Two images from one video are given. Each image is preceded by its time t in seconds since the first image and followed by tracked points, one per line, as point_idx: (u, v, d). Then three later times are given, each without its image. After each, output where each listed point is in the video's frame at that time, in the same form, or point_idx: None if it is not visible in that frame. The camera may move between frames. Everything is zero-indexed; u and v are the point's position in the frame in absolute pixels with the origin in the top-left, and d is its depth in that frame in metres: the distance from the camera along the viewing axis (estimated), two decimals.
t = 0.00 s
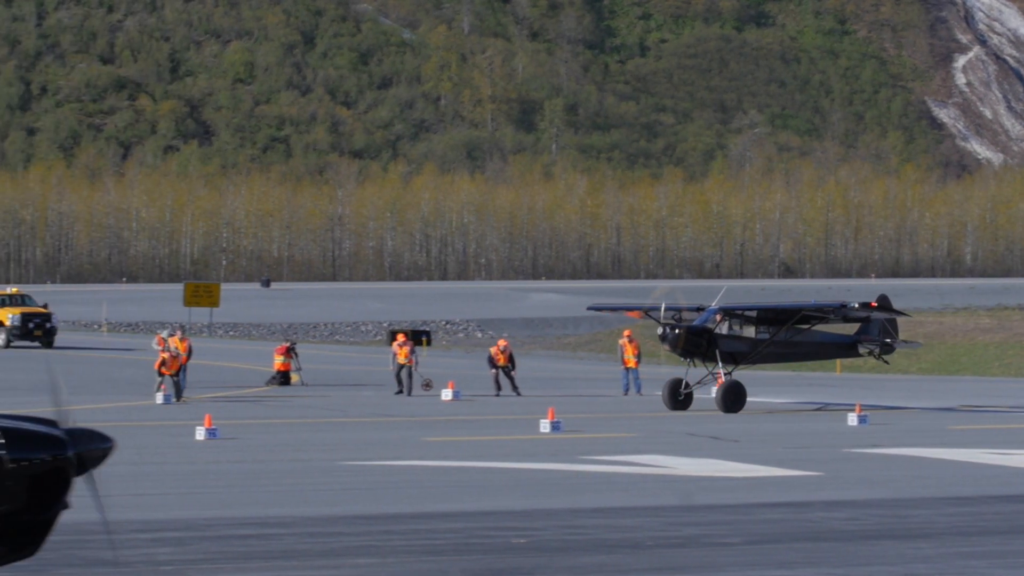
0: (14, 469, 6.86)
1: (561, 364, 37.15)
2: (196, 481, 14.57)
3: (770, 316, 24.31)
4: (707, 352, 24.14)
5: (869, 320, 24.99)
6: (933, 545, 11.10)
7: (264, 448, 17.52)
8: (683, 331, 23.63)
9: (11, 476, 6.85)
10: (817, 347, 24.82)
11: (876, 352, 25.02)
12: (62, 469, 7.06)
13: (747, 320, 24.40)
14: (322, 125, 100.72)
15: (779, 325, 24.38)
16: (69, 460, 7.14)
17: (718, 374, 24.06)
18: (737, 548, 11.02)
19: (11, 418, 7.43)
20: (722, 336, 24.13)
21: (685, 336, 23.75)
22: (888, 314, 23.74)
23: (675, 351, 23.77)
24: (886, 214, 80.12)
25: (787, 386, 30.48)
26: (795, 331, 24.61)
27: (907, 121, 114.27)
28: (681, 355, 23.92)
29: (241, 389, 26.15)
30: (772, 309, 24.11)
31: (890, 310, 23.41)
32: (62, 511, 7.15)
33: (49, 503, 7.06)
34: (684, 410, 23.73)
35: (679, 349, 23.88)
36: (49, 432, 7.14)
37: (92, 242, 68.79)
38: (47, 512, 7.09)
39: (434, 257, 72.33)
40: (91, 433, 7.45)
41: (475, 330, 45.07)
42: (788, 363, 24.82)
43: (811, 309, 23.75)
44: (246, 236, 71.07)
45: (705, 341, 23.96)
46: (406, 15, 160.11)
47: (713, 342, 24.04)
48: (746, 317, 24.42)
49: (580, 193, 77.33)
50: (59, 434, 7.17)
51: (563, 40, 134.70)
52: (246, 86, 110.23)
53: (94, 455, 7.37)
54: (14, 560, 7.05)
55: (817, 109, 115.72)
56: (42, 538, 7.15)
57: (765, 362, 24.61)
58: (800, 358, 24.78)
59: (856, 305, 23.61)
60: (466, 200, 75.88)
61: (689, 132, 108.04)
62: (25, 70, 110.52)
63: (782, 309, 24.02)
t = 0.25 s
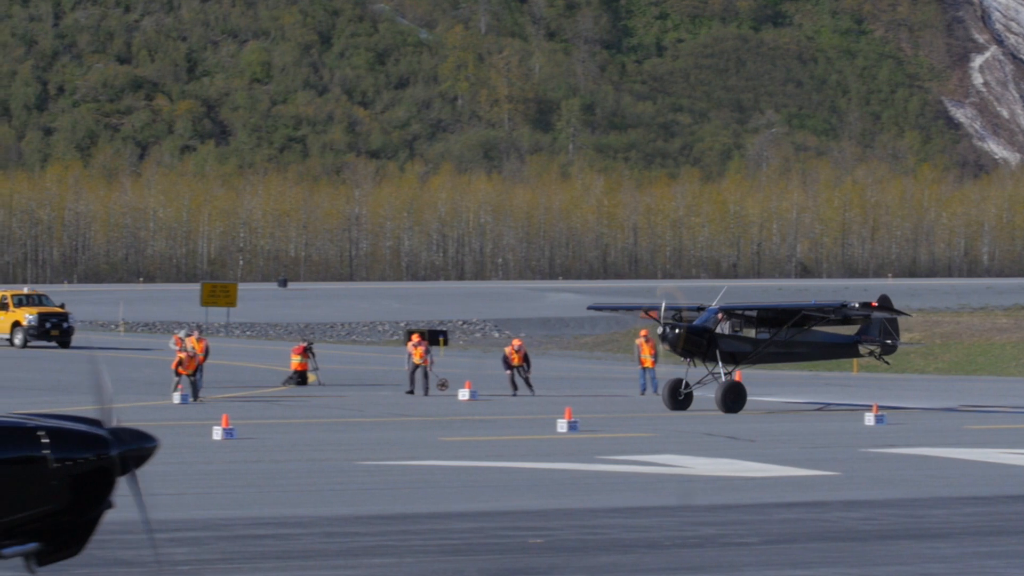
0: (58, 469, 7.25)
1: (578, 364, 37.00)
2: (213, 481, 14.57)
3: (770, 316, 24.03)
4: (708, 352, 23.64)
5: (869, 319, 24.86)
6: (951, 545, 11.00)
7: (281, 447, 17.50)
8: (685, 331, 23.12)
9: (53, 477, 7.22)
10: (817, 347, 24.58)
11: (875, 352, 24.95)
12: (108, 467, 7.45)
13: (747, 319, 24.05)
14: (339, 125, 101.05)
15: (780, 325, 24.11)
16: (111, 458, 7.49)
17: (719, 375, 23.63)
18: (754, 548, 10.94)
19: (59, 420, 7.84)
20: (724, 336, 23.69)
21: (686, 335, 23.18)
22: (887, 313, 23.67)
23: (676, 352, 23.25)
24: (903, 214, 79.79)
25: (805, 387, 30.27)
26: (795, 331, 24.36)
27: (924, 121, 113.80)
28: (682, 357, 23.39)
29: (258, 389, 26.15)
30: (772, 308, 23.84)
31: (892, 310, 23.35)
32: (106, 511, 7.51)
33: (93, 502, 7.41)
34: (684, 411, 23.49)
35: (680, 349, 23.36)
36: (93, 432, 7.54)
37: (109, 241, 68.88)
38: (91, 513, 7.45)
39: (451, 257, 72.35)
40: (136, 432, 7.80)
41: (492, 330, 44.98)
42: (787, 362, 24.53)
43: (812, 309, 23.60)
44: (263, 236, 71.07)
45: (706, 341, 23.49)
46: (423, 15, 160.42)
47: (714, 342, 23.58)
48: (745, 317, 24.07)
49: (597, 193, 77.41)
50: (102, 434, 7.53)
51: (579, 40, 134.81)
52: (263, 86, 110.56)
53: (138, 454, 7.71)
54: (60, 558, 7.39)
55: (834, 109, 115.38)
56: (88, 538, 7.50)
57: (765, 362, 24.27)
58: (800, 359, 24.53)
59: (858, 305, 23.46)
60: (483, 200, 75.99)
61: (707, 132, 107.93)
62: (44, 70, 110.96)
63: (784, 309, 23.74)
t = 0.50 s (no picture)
0: (105, 470, 6.76)
1: (596, 363, 36.90)
2: (232, 481, 14.58)
3: (771, 316, 23.87)
4: (708, 352, 23.44)
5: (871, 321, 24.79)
6: (970, 545, 10.89)
7: (297, 447, 17.50)
8: (684, 331, 22.94)
9: (99, 479, 6.74)
10: (819, 350, 24.39)
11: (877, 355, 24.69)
12: (152, 467, 6.94)
13: (747, 319, 23.87)
14: (356, 125, 101.37)
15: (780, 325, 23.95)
16: (156, 459, 6.99)
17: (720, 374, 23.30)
18: (772, 548, 10.84)
19: (102, 418, 7.35)
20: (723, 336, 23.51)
21: (686, 335, 22.98)
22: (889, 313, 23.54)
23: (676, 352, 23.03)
24: (921, 214, 79.42)
25: (824, 387, 30.06)
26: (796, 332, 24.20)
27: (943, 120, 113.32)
28: (681, 356, 23.16)
29: (275, 389, 26.18)
30: (772, 308, 23.69)
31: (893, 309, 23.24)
32: (152, 513, 7.02)
33: (138, 503, 6.93)
34: (683, 411, 23.25)
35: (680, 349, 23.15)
36: (138, 430, 7.02)
37: (127, 241, 69.04)
38: (135, 514, 6.96)
39: (469, 257, 72.30)
40: (181, 433, 7.28)
41: (510, 330, 44.93)
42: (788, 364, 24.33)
43: (813, 309, 23.47)
44: (281, 236, 71.06)
45: (706, 341, 23.29)
46: (441, 16, 160.73)
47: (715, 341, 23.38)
48: (745, 317, 23.89)
49: (614, 193, 77.38)
50: (147, 435, 7.04)
51: (597, 40, 134.93)
52: (281, 86, 111.00)
53: (184, 453, 7.18)
54: (104, 561, 6.90)
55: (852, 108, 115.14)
56: (132, 539, 7.01)
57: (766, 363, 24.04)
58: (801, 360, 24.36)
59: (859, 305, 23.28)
60: (501, 200, 76.11)
61: (725, 132, 107.89)
62: (63, 70, 111.53)
63: (784, 308, 23.59)
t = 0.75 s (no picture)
0: (149, 470, 6.74)
1: (612, 363, 36.79)
2: (250, 481, 14.57)
3: (771, 316, 23.79)
4: (707, 352, 23.38)
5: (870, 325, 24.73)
6: (988, 545, 10.79)
7: (313, 448, 17.49)
8: (683, 329, 22.89)
9: (143, 479, 6.71)
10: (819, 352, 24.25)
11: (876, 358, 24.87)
12: (196, 468, 6.90)
13: (748, 319, 23.79)
14: (374, 125, 101.77)
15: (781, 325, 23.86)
16: (201, 459, 6.95)
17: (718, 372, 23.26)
18: (790, 548, 10.75)
19: (150, 419, 7.35)
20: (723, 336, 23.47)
21: (685, 334, 22.92)
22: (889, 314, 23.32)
23: (675, 350, 23.00)
24: (938, 214, 78.98)
25: (842, 387, 29.86)
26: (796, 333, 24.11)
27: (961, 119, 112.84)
28: (680, 354, 23.14)
29: (293, 389, 26.21)
30: (772, 308, 23.56)
31: (892, 310, 23.01)
32: (196, 513, 6.95)
33: (182, 504, 6.87)
34: (682, 411, 23.14)
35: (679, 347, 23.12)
36: (181, 430, 7.00)
37: (145, 241, 69.21)
38: (180, 513, 6.90)
39: (487, 257, 72.26)
40: (227, 432, 7.23)
41: (527, 330, 44.86)
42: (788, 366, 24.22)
43: (813, 308, 23.25)
44: (298, 236, 71.07)
45: (705, 340, 23.25)
46: (458, 15, 161.03)
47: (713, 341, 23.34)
48: (746, 317, 23.81)
49: (632, 193, 77.40)
50: (191, 433, 7.00)
51: (614, 39, 135.08)
52: (298, 86, 111.38)
53: (229, 453, 7.13)
54: (149, 560, 6.86)
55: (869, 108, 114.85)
56: (178, 539, 6.96)
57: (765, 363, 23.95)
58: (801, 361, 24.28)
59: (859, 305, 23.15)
60: (518, 200, 76.16)
61: (742, 132, 107.75)
62: (80, 70, 111.92)
63: (784, 308, 23.49)
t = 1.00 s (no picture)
0: (194, 469, 6.55)
1: (630, 364, 36.66)
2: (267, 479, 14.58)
3: (770, 316, 23.60)
4: (705, 351, 23.20)
5: (869, 326, 24.39)
6: (1007, 545, 10.70)
7: (330, 448, 17.48)
8: (682, 329, 22.71)
9: (188, 478, 6.52)
10: (817, 353, 24.12)
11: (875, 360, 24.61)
12: (240, 466, 6.71)
13: (747, 320, 23.60)
14: (391, 125, 102.18)
15: (780, 325, 23.68)
16: (245, 458, 6.75)
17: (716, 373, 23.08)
18: (807, 548, 10.65)
19: (193, 419, 7.17)
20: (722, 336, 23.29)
21: (683, 333, 22.75)
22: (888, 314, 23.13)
23: (673, 349, 22.83)
24: (956, 213, 78.39)
25: (860, 387, 29.61)
26: (794, 334, 23.94)
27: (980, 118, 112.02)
28: (678, 353, 22.94)
29: (312, 389, 26.25)
30: (772, 308, 23.38)
31: (892, 310, 22.81)
32: (241, 512, 6.76)
33: (227, 504, 6.68)
34: (679, 412, 22.92)
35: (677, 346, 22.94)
36: (225, 429, 6.81)
37: (162, 241, 69.34)
38: (225, 512, 6.71)
39: (504, 257, 72.09)
40: (272, 431, 7.05)
41: (545, 330, 44.75)
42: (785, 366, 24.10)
43: (813, 307, 23.02)
44: (316, 236, 71.08)
45: (704, 340, 23.06)
46: (476, 16, 161.41)
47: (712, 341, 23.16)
48: (745, 318, 23.64)
49: (649, 193, 77.34)
50: (237, 433, 6.82)
51: (631, 39, 135.33)
52: (315, 86, 111.77)
53: (274, 452, 6.95)
54: (194, 561, 6.67)
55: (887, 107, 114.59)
56: (222, 539, 6.75)
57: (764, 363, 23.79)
58: (798, 362, 24.10)
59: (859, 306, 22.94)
60: (536, 199, 76.15)
61: (759, 131, 107.53)
62: (99, 71, 112.36)
63: (783, 308, 23.30)
